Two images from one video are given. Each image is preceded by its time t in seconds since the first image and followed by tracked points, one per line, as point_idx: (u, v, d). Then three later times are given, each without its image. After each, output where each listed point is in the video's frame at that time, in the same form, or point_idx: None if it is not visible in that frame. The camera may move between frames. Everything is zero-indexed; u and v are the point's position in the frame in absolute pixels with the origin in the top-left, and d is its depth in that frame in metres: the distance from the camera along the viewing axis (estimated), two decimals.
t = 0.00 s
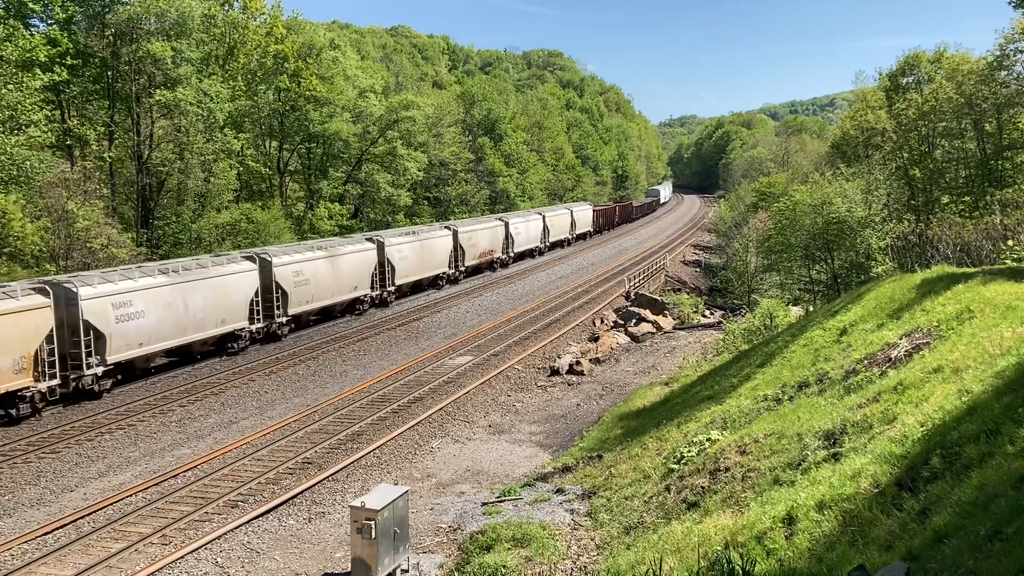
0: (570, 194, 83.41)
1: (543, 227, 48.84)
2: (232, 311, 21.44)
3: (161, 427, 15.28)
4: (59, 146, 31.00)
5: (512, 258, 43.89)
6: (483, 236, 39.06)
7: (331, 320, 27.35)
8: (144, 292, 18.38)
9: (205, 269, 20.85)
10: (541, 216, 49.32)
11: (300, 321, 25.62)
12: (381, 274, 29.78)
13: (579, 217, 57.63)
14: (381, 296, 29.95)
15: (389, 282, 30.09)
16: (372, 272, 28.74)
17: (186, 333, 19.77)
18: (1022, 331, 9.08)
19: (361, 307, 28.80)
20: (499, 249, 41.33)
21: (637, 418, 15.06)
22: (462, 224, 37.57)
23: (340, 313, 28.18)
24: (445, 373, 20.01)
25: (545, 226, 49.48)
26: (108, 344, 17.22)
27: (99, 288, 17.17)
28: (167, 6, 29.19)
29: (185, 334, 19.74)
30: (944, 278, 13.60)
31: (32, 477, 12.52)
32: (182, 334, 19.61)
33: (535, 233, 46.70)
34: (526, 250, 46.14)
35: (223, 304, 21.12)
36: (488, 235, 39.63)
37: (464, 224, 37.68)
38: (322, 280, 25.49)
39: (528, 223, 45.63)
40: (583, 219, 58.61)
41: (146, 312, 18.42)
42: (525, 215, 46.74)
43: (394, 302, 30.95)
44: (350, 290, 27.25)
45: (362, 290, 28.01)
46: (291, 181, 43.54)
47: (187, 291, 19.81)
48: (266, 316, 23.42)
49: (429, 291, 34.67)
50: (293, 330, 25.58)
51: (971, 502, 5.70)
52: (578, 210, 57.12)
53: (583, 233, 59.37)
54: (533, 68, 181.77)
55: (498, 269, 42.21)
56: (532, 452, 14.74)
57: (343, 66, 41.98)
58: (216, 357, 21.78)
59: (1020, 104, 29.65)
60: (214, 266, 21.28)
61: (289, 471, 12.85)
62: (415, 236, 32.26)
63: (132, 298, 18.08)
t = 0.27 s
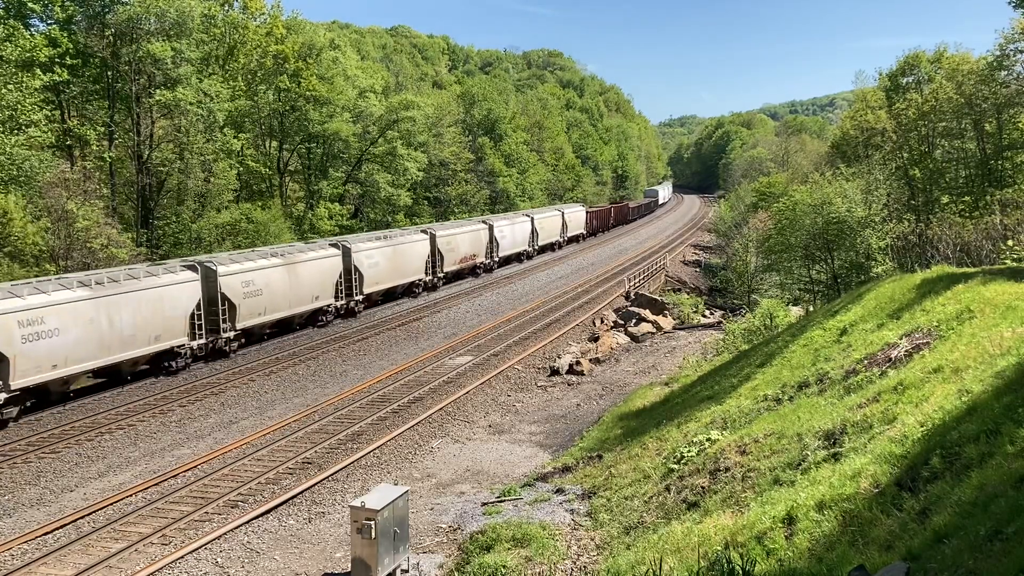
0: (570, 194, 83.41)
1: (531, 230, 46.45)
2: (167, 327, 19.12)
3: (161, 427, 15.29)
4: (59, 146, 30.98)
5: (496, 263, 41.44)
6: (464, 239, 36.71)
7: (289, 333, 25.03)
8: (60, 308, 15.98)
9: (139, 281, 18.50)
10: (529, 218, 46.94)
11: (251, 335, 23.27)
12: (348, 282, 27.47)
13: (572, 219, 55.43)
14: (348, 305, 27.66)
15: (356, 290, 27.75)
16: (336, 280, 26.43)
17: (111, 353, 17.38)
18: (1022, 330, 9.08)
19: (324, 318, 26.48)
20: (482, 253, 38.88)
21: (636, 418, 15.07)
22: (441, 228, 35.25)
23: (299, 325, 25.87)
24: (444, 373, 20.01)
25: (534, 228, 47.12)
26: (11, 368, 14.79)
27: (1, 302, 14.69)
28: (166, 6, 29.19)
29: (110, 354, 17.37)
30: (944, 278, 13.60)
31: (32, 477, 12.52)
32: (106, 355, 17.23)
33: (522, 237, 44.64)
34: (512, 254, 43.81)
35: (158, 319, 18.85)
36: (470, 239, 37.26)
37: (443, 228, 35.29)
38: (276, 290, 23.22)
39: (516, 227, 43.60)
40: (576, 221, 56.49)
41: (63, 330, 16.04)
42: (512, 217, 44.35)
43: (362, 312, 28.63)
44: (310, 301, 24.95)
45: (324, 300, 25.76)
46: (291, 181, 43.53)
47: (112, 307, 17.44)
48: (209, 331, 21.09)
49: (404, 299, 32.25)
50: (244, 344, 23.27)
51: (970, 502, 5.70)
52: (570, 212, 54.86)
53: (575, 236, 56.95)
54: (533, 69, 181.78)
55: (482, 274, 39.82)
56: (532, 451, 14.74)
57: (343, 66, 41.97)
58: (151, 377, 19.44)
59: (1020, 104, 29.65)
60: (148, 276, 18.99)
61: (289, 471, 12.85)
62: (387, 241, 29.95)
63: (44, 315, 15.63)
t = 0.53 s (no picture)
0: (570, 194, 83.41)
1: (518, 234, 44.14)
2: (89, 345, 16.95)
3: (161, 427, 15.28)
4: (59, 146, 30.96)
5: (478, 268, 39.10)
6: (443, 244, 34.49)
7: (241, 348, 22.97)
8: None
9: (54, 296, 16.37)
10: (516, 221, 44.63)
11: (195, 351, 21.16)
12: (308, 291, 25.41)
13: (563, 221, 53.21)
14: (308, 317, 25.59)
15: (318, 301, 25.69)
16: (293, 289, 24.39)
17: (15, 379, 15.21)
18: (1022, 330, 9.08)
19: (281, 331, 24.42)
20: (461, 259, 36.54)
21: (636, 418, 15.07)
22: (417, 232, 33.06)
23: (253, 340, 23.81)
24: (445, 373, 20.00)
25: (520, 232, 44.86)
26: None
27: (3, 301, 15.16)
28: (166, 6, 29.18)
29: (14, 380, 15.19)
30: (944, 278, 13.60)
31: (32, 477, 12.52)
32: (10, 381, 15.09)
33: (508, 240, 42.52)
34: (497, 259, 41.57)
35: (75, 337, 16.66)
36: (449, 243, 35.04)
37: (419, 232, 33.05)
38: (221, 301, 21.16)
39: (503, 230, 41.58)
40: (568, 223, 54.38)
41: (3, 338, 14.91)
42: (497, 220, 42.07)
43: (325, 324, 26.55)
44: (262, 313, 22.90)
45: (279, 312, 23.65)
46: (291, 181, 43.52)
47: (18, 324, 15.30)
48: (141, 349, 18.87)
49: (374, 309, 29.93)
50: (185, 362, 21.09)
51: (971, 502, 5.70)
52: (560, 214, 52.57)
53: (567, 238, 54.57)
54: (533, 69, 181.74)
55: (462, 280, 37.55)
56: (532, 451, 14.74)
57: (343, 66, 41.95)
58: (70, 403, 17.11)
59: (1020, 104, 29.65)
60: (65, 289, 16.81)
61: (289, 471, 12.85)
62: (354, 247, 27.88)
63: None
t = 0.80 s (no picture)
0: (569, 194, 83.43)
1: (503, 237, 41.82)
2: None
3: (161, 427, 15.29)
4: (59, 146, 30.95)
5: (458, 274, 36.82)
6: (417, 249, 32.15)
7: (180, 367, 20.42)
8: None
9: None
10: (501, 222, 42.37)
11: (124, 372, 18.57)
12: (261, 303, 22.93)
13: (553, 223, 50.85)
14: (261, 331, 23.09)
15: (273, 313, 23.16)
16: (242, 301, 21.94)
17: None
18: (1022, 330, 9.08)
19: (227, 347, 21.91)
20: (439, 265, 34.21)
21: (636, 418, 15.07)
22: (389, 236, 30.76)
23: (194, 358, 21.25)
24: (445, 373, 20.01)
25: (506, 234, 42.52)
26: None
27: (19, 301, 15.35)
28: (166, 6, 29.16)
29: None
30: (944, 278, 13.61)
31: (32, 477, 12.52)
32: None
33: (493, 245, 40.31)
34: (479, 264, 39.26)
35: None
36: (424, 248, 32.68)
37: (391, 237, 30.78)
38: (156, 317, 18.68)
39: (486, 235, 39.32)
40: (559, 225, 52.11)
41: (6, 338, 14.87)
42: (480, 222, 39.83)
43: (280, 338, 24.07)
44: (205, 327, 20.44)
45: (225, 326, 21.21)
46: (291, 181, 43.52)
47: None
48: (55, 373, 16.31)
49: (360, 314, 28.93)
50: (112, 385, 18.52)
51: (970, 502, 5.70)
52: (549, 215, 50.19)
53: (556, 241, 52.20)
54: (533, 69, 181.77)
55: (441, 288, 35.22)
56: (532, 451, 14.74)
57: (343, 66, 41.95)
58: None
59: (1020, 104, 29.66)
60: None
61: (289, 471, 12.85)
62: (315, 252, 25.53)
63: None
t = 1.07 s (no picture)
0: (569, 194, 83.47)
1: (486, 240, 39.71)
2: None
3: (161, 427, 15.29)
4: (59, 146, 30.95)
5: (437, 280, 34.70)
6: (390, 254, 30.03)
7: (108, 390, 17.95)
8: None
9: None
10: (485, 225, 40.23)
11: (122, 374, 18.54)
12: (205, 317, 20.74)
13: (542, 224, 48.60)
14: (205, 347, 20.91)
15: (218, 327, 21.01)
16: (179, 315, 19.71)
17: None
18: (1022, 330, 9.08)
19: (163, 366, 19.67)
20: (413, 271, 32.06)
21: (636, 418, 15.07)
22: (357, 241, 28.64)
23: (124, 379, 18.93)
24: (445, 373, 20.01)
25: (489, 237, 40.31)
26: None
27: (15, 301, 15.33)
28: (166, 6, 29.19)
29: None
30: (944, 278, 13.61)
31: (32, 477, 12.52)
32: None
33: (476, 250, 38.25)
34: (460, 269, 37.11)
35: None
36: (396, 253, 30.53)
37: (360, 242, 28.66)
38: (74, 335, 16.40)
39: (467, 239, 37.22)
40: (549, 226, 49.93)
41: None
42: (461, 225, 37.68)
43: (228, 354, 21.82)
44: (134, 345, 18.17)
45: (158, 343, 18.96)
46: (291, 181, 43.53)
47: None
48: None
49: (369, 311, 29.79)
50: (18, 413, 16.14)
51: (970, 502, 5.70)
52: (537, 217, 47.97)
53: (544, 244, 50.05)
54: (533, 69, 181.88)
55: (417, 295, 33.12)
56: (532, 451, 14.73)
57: (343, 66, 41.97)
58: None
59: (1020, 104, 29.68)
60: None
61: (289, 471, 12.85)
62: (267, 260, 23.32)
63: None
